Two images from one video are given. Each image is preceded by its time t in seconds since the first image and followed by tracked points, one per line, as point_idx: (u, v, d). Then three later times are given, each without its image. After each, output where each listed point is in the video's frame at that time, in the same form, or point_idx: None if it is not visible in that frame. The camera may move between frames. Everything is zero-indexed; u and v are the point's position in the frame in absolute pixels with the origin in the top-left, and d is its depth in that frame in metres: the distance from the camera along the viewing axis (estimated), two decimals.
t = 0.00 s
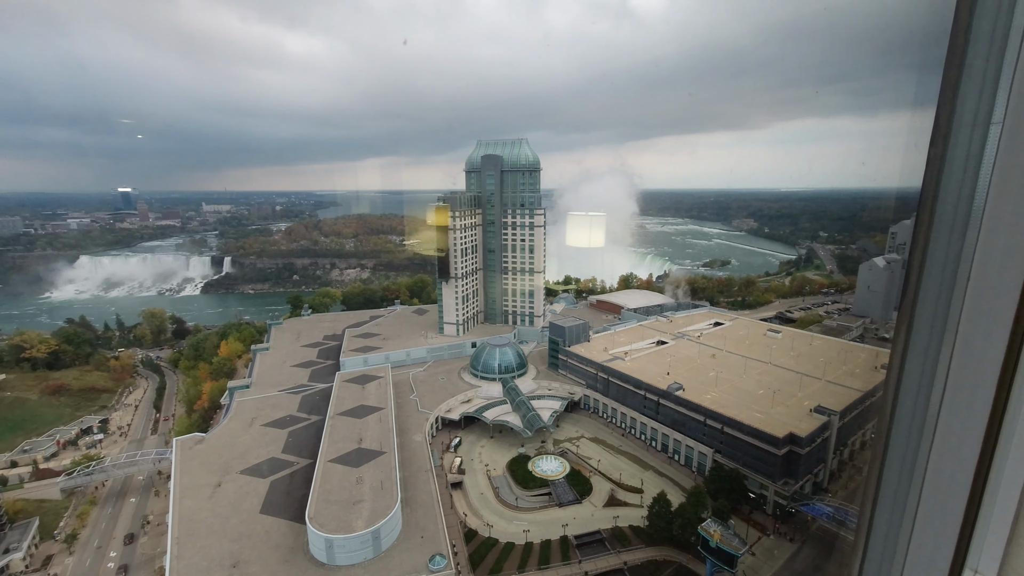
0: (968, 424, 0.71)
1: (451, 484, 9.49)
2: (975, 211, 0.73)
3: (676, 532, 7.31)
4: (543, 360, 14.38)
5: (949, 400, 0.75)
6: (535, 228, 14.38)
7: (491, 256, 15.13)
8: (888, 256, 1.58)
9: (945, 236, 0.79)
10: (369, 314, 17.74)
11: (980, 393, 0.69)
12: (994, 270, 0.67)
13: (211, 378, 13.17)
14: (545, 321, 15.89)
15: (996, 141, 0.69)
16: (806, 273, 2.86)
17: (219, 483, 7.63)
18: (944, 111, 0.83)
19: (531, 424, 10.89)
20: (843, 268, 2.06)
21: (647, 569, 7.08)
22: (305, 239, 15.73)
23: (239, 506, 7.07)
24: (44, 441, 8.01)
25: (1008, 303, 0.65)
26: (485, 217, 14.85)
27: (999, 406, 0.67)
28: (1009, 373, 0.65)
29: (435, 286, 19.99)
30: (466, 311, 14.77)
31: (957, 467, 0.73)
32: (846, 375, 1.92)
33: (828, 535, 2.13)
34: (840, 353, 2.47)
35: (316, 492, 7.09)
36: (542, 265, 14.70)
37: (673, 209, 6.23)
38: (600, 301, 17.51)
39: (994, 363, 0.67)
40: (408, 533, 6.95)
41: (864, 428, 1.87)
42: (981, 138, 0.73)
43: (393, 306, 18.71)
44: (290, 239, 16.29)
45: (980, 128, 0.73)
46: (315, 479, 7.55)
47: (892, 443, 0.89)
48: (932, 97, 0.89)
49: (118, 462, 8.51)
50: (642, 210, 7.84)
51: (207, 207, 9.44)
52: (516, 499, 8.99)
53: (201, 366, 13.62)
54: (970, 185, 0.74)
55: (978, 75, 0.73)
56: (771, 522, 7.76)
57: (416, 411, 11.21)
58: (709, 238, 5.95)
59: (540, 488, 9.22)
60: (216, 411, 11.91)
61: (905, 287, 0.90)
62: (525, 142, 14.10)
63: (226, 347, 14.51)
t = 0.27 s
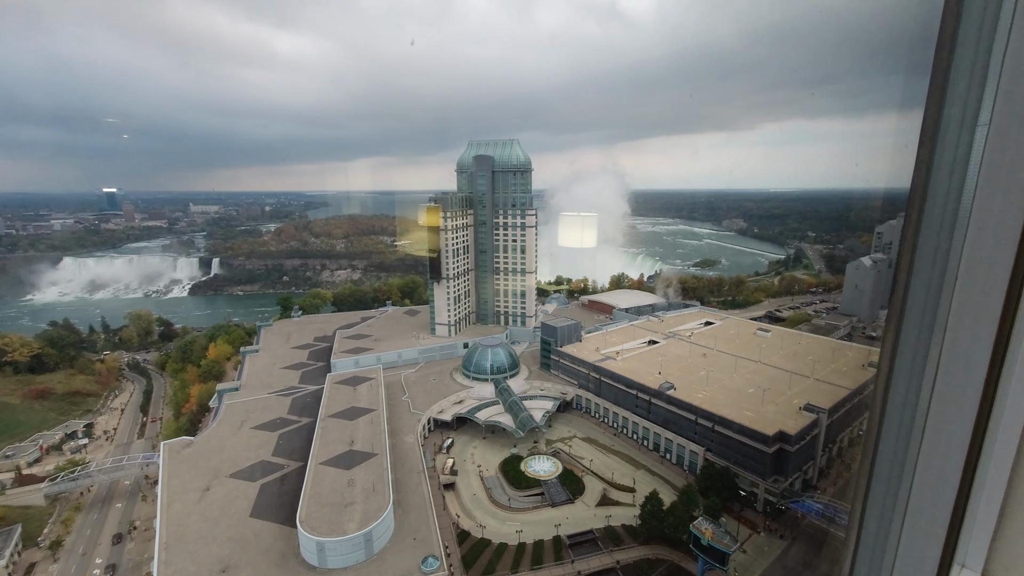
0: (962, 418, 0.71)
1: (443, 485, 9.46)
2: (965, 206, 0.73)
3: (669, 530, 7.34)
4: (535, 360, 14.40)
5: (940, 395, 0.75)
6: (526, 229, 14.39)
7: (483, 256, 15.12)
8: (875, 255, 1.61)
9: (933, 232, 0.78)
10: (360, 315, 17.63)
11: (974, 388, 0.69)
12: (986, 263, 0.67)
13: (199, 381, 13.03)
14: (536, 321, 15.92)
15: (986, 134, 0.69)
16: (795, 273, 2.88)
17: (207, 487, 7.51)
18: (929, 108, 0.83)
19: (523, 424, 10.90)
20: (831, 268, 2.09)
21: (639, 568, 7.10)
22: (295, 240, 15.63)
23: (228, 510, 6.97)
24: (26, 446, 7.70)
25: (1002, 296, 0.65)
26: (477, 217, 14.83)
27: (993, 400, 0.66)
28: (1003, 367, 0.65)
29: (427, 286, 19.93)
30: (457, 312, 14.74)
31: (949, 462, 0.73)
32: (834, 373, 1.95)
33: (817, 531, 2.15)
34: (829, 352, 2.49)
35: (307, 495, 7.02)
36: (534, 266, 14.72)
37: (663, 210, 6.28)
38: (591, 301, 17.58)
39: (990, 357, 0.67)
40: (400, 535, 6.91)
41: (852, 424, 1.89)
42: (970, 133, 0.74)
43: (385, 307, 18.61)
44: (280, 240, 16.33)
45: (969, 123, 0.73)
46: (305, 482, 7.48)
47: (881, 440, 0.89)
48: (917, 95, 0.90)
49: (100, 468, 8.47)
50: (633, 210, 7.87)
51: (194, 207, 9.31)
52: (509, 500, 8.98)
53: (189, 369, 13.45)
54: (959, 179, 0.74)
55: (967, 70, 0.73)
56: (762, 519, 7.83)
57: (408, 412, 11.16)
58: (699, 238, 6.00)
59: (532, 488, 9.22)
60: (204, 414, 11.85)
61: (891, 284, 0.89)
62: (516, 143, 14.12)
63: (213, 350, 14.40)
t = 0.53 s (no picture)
0: (945, 420, 0.72)
1: (436, 486, 9.42)
2: (949, 209, 0.74)
3: (661, 528, 7.38)
4: (527, 360, 14.40)
5: (924, 397, 0.76)
6: (518, 228, 14.41)
7: (474, 256, 15.10)
8: (860, 254, 1.64)
9: (919, 235, 0.79)
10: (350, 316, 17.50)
11: (957, 390, 0.70)
12: (968, 267, 0.67)
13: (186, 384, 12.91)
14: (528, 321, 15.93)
15: (969, 139, 0.70)
16: (784, 271, 2.91)
17: (196, 491, 7.40)
18: (913, 113, 0.84)
19: (515, 424, 10.90)
20: (819, 267, 2.11)
21: (631, 565, 7.13)
22: (284, 240, 15.47)
23: (217, 514, 6.88)
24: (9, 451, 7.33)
25: (984, 300, 0.66)
26: (468, 217, 14.81)
27: (975, 402, 0.67)
28: (985, 369, 0.66)
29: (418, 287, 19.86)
30: (449, 312, 14.69)
31: (933, 462, 0.74)
32: (822, 371, 1.97)
33: (806, 527, 2.18)
34: (817, 350, 2.52)
35: (297, 498, 6.95)
36: (525, 266, 14.73)
37: (654, 209, 6.31)
38: (583, 301, 17.63)
39: (972, 359, 0.68)
40: (392, 536, 6.87)
41: (840, 421, 1.92)
42: (954, 137, 0.75)
43: (375, 308, 18.49)
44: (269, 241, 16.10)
45: (953, 128, 0.74)
46: (296, 484, 7.40)
47: (868, 442, 0.90)
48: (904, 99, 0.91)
49: (85, 473, 8.30)
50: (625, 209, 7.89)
51: (180, 208, 9.18)
52: (502, 500, 8.97)
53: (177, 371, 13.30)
54: (943, 183, 0.75)
55: (951, 75, 0.74)
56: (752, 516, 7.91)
57: (399, 413, 11.10)
58: (690, 237, 6.03)
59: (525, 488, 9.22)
60: (191, 417, 11.82)
61: (877, 286, 0.90)
62: (507, 143, 14.12)
63: (202, 352, 14.29)
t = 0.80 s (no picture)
0: (940, 413, 0.72)
1: (428, 487, 9.38)
2: (946, 202, 0.73)
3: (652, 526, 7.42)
4: (520, 360, 14.41)
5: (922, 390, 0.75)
6: (509, 228, 14.42)
7: (466, 256, 15.08)
8: (848, 254, 1.67)
9: (916, 228, 0.79)
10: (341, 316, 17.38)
11: (951, 384, 0.69)
12: (961, 262, 0.67)
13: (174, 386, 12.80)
14: (520, 320, 15.93)
15: (963, 133, 0.69)
16: (773, 270, 2.93)
17: (185, 494, 7.30)
18: (913, 103, 0.83)
19: (507, 423, 10.90)
20: (807, 266, 2.14)
21: (624, 564, 7.16)
22: (274, 240, 15.32)
23: (206, 518, 6.80)
24: None
25: (980, 294, 0.65)
26: (459, 217, 14.79)
27: (969, 397, 0.67)
28: (979, 364, 0.65)
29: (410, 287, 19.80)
30: (441, 313, 14.66)
31: (929, 457, 0.74)
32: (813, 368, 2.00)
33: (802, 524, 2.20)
34: (807, 348, 2.56)
35: (288, 500, 6.90)
36: (517, 265, 14.73)
37: (645, 209, 6.34)
38: (575, 300, 17.68)
39: (967, 356, 0.67)
40: (384, 537, 6.84)
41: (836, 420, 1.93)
42: (950, 130, 0.73)
43: (367, 308, 18.38)
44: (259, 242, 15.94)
45: (951, 119, 0.73)
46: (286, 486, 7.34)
47: (867, 435, 0.90)
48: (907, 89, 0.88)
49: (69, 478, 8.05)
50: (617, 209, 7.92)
51: (168, 208, 9.06)
52: (494, 500, 8.96)
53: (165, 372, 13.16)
54: (940, 176, 0.74)
55: (949, 64, 0.72)
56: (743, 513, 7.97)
57: (391, 414, 11.06)
58: (680, 237, 6.07)
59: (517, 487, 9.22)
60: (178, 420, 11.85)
61: (879, 279, 0.89)
62: (498, 143, 14.12)
63: (190, 353, 14.27)
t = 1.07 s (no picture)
0: (941, 413, 0.71)
1: (419, 488, 9.32)
2: (947, 200, 0.72)
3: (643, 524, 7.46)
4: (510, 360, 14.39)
5: (924, 390, 0.75)
6: (499, 228, 14.40)
7: (456, 256, 15.02)
8: (835, 252, 1.75)
9: (914, 227, 0.78)
10: (330, 317, 17.21)
11: (953, 382, 0.69)
12: (963, 261, 0.66)
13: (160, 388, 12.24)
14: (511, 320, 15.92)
15: (967, 129, 0.68)
16: (761, 269, 2.96)
17: (170, 499, 7.17)
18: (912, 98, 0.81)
19: (498, 423, 10.88)
20: (794, 265, 2.17)
21: (615, 562, 7.17)
22: (261, 240, 15.11)
23: (193, 522, 6.68)
24: None
25: (983, 293, 0.64)
26: (449, 217, 14.73)
27: (971, 396, 0.66)
28: (980, 365, 0.65)
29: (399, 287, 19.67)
30: (431, 313, 14.58)
31: (931, 458, 0.73)
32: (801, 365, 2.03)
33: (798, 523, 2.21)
34: (795, 346, 2.61)
35: (277, 503, 6.80)
36: (507, 265, 14.72)
37: (635, 208, 6.36)
38: (565, 300, 17.71)
39: (969, 355, 0.67)
40: (375, 539, 6.78)
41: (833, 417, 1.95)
42: (951, 127, 0.72)
43: (356, 309, 18.22)
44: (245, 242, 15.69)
45: (951, 116, 0.71)
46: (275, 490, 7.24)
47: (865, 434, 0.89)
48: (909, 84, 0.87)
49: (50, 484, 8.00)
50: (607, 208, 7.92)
51: (152, 208, 8.88)
52: (486, 500, 8.94)
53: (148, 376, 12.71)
54: (941, 172, 0.73)
55: (949, 59, 0.70)
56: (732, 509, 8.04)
57: (382, 415, 10.97)
58: (670, 236, 6.09)
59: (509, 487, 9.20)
60: (166, 421, 11.16)
61: (879, 278, 0.88)
62: (488, 142, 14.10)
63: (174, 356, 13.68)
